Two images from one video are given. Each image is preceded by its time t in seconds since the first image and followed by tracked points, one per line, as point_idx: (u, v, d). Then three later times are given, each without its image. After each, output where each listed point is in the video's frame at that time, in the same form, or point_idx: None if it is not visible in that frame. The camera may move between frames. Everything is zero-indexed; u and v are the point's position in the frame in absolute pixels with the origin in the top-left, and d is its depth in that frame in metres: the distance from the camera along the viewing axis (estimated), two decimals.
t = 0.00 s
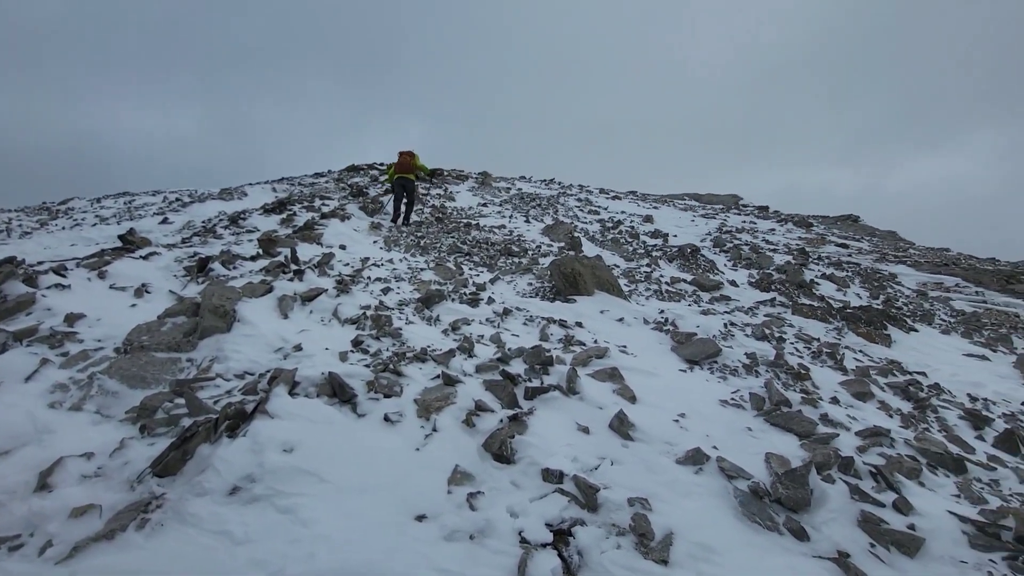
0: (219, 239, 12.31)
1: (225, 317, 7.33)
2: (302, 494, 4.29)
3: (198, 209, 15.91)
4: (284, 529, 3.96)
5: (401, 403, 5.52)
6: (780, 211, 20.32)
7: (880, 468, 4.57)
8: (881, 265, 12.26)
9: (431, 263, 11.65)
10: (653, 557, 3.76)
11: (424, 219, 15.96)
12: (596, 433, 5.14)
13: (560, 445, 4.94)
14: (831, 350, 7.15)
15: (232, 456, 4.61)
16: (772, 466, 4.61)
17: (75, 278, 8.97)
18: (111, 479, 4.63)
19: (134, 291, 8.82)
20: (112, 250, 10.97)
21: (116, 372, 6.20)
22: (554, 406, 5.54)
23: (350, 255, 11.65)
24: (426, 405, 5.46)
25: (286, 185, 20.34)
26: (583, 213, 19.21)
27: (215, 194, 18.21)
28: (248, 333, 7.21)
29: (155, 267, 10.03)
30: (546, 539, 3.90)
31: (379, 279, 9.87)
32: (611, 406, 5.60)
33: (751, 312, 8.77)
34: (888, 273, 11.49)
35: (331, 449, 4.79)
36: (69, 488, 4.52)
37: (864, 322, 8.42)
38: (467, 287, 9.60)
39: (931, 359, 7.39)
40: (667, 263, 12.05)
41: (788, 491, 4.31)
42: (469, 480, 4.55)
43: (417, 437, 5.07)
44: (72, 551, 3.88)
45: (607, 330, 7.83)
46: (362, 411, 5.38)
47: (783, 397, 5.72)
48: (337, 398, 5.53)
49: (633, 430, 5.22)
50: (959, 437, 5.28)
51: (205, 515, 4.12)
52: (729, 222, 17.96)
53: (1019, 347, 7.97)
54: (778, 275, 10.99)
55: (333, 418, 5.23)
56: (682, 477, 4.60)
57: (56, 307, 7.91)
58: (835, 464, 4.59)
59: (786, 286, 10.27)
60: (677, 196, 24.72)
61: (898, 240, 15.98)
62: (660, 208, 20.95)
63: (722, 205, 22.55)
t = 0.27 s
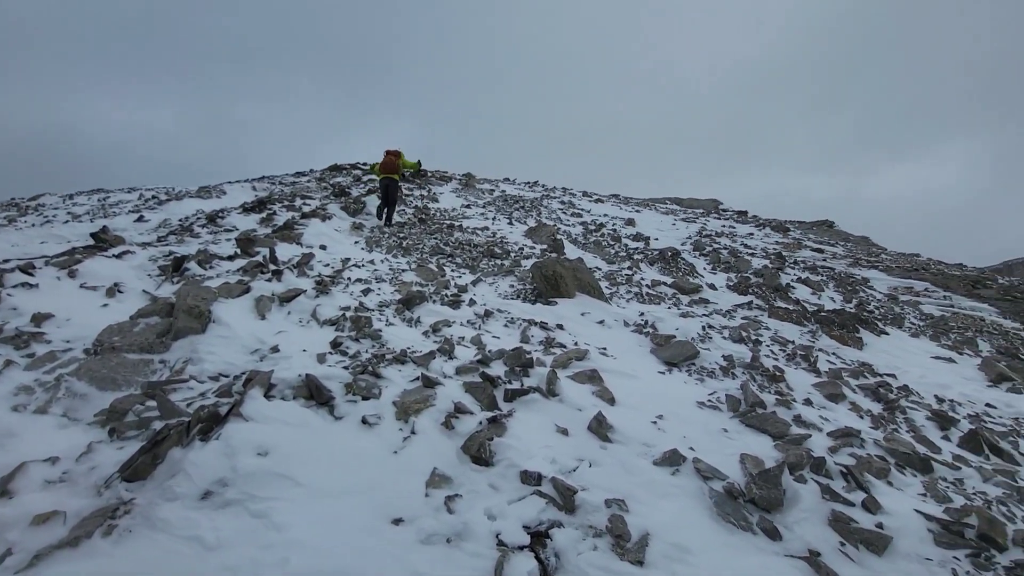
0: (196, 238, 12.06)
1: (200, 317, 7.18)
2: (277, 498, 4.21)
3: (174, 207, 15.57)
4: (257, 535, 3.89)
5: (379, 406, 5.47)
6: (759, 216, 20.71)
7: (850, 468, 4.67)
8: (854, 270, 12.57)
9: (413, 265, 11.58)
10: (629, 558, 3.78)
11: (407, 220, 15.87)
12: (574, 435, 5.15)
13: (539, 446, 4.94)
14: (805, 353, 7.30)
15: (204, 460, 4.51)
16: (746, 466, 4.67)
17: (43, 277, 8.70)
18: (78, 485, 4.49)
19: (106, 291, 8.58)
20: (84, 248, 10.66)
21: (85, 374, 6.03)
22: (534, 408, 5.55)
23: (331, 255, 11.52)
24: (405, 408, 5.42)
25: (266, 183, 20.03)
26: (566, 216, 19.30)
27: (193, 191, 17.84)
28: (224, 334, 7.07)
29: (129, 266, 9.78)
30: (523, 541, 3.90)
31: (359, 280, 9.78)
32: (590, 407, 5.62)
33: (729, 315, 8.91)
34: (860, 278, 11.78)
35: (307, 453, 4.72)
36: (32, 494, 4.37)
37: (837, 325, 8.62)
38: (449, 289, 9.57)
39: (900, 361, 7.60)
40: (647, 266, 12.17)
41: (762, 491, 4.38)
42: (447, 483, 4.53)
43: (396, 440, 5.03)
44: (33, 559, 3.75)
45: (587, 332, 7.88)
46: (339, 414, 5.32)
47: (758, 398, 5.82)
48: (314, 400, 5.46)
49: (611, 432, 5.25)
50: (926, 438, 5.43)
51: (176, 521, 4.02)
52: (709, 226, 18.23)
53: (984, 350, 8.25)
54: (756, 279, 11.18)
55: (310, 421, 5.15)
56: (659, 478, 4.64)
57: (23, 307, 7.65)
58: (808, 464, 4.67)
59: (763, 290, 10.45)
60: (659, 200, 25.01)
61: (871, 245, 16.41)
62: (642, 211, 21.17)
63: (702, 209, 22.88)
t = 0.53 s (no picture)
0: (169, 236, 11.76)
1: (170, 317, 6.99)
2: (248, 501, 4.13)
3: (146, 204, 15.14)
4: (227, 538, 3.80)
5: (355, 406, 5.41)
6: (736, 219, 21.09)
7: (819, 466, 4.78)
8: (826, 273, 12.90)
9: (392, 264, 11.48)
10: (604, 557, 3.80)
11: (387, 219, 15.73)
12: (552, 434, 5.16)
13: (516, 446, 4.94)
14: (778, 354, 7.45)
15: (172, 463, 4.39)
16: (720, 465, 4.74)
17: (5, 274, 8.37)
18: (38, 489, 4.33)
19: (72, 289, 8.30)
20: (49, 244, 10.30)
21: (47, 375, 5.82)
22: (511, 408, 5.54)
23: (308, 254, 11.34)
24: (381, 408, 5.37)
25: (243, 181, 19.64)
26: (547, 217, 19.38)
27: (166, 188, 17.39)
28: (195, 333, 6.90)
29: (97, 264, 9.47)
30: (499, 542, 3.89)
31: (337, 279, 9.66)
32: (567, 408, 5.64)
33: (705, 316, 9.06)
34: (832, 281, 12.10)
35: (280, 455, 4.64)
36: None
37: (809, 327, 8.83)
38: (428, 289, 9.52)
39: (868, 361, 7.83)
40: (627, 268, 12.29)
41: (734, 489, 4.45)
42: (423, 484, 4.49)
43: (371, 441, 4.97)
44: None
45: (566, 333, 7.91)
46: (314, 415, 5.24)
47: (732, 398, 5.92)
48: (288, 401, 5.36)
49: (588, 431, 5.27)
50: (891, 436, 5.60)
51: (141, 525, 3.90)
52: (687, 229, 18.51)
53: (947, 351, 8.54)
54: (732, 281, 11.38)
55: (283, 422, 5.06)
56: (635, 476, 4.67)
57: None
58: (779, 462, 4.76)
59: (739, 291, 10.65)
60: (639, 202, 25.28)
61: (842, 249, 16.86)
62: (622, 214, 21.37)
63: (681, 212, 23.22)
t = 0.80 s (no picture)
0: (141, 234, 11.44)
1: (140, 317, 6.79)
2: (218, 506, 4.03)
3: (117, 200, 14.71)
4: (195, 545, 3.71)
5: (330, 408, 5.33)
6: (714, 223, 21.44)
7: (791, 465, 4.88)
8: (800, 276, 13.20)
9: (372, 265, 11.38)
10: (579, 558, 3.81)
11: (367, 219, 15.58)
12: (530, 436, 5.16)
13: (493, 448, 4.93)
14: (752, 355, 7.60)
15: (139, 467, 4.27)
16: (694, 465, 4.80)
17: None
18: None
19: (37, 287, 8.01)
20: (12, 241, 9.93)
21: (8, 377, 5.60)
22: (489, 410, 5.53)
23: (286, 254, 11.16)
24: (357, 410, 5.30)
25: (219, 178, 19.23)
26: (528, 219, 19.42)
27: (139, 184, 16.93)
28: (166, 334, 6.73)
29: (63, 262, 9.16)
30: (474, 544, 3.88)
31: (314, 280, 9.51)
32: (545, 409, 5.65)
33: (683, 318, 9.18)
34: (805, 284, 12.38)
35: (252, 458, 4.55)
36: None
37: (783, 329, 9.02)
38: (408, 290, 9.45)
39: (838, 363, 8.03)
40: (607, 270, 12.39)
41: (708, 489, 4.51)
42: (399, 487, 4.45)
43: (347, 444, 4.91)
44: None
45: (545, 334, 7.94)
46: (288, 418, 5.15)
47: (708, 399, 6.01)
48: (261, 403, 5.26)
49: (565, 432, 5.29)
50: (860, 435, 5.75)
51: (105, 532, 3.78)
52: (667, 232, 18.75)
53: (913, 352, 8.82)
54: (709, 283, 11.56)
55: (256, 425, 4.96)
56: (611, 477, 4.69)
57: None
58: (752, 462, 4.85)
59: (716, 294, 10.82)
60: (619, 205, 25.51)
61: (816, 253, 17.28)
62: (603, 216, 21.54)
63: (661, 215, 23.51)
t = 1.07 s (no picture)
0: (102, 231, 11.03)
1: (99, 317, 6.54)
2: (179, 512, 3.91)
3: (77, 196, 14.14)
4: (154, 553, 3.59)
5: (299, 411, 5.23)
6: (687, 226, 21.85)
7: (755, 463, 5.00)
8: (768, 279, 13.57)
9: (345, 265, 11.21)
10: (548, 557, 3.83)
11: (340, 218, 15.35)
12: (501, 437, 5.16)
13: (464, 449, 4.91)
14: (721, 356, 7.76)
15: (95, 474, 4.11)
16: (663, 464, 4.87)
17: None
18: None
19: None
20: None
21: None
22: (461, 411, 5.51)
23: (255, 253, 10.91)
24: (326, 413, 5.22)
25: (186, 174, 18.66)
26: (505, 220, 19.44)
27: (101, 180, 16.31)
28: (127, 335, 6.50)
29: (17, 259, 8.75)
30: (444, 546, 3.85)
31: (285, 279, 9.32)
32: (517, 409, 5.66)
33: (655, 319, 9.32)
34: (772, 286, 12.73)
35: (216, 463, 4.43)
36: None
37: (750, 330, 9.26)
38: (381, 290, 9.35)
39: (802, 363, 8.28)
40: (581, 271, 12.49)
41: (676, 487, 4.58)
42: (368, 491, 4.39)
43: (315, 447, 4.82)
44: None
45: (519, 335, 7.95)
46: (255, 421, 5.03)
47: (677, 399, 6.11)
48: (227, 406, 5.12)
49: (537, 433, 5.30)
50: (821, 433, 5.94)
51: (57, 542, 3.63)
52: (641, 234, 19.01)
53: (872, 353, 9.16)
54: (681, 285, 11.78)
55: (221, 429, 4.83)
56: (581, 477, 4.73)
57: None
58: (718, 460, 4.95)
59: (687, 295, 11.03)
60: (595, 207, 25.76)
61: (783, 256, 17.78)
62: (579, 218, 21.72)
63: (635, 218, 23.84)
